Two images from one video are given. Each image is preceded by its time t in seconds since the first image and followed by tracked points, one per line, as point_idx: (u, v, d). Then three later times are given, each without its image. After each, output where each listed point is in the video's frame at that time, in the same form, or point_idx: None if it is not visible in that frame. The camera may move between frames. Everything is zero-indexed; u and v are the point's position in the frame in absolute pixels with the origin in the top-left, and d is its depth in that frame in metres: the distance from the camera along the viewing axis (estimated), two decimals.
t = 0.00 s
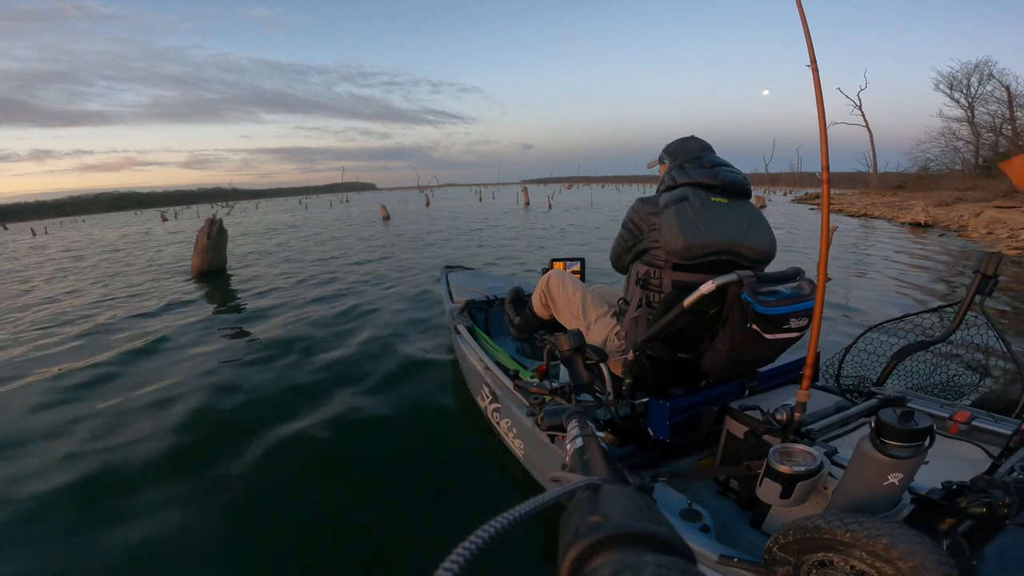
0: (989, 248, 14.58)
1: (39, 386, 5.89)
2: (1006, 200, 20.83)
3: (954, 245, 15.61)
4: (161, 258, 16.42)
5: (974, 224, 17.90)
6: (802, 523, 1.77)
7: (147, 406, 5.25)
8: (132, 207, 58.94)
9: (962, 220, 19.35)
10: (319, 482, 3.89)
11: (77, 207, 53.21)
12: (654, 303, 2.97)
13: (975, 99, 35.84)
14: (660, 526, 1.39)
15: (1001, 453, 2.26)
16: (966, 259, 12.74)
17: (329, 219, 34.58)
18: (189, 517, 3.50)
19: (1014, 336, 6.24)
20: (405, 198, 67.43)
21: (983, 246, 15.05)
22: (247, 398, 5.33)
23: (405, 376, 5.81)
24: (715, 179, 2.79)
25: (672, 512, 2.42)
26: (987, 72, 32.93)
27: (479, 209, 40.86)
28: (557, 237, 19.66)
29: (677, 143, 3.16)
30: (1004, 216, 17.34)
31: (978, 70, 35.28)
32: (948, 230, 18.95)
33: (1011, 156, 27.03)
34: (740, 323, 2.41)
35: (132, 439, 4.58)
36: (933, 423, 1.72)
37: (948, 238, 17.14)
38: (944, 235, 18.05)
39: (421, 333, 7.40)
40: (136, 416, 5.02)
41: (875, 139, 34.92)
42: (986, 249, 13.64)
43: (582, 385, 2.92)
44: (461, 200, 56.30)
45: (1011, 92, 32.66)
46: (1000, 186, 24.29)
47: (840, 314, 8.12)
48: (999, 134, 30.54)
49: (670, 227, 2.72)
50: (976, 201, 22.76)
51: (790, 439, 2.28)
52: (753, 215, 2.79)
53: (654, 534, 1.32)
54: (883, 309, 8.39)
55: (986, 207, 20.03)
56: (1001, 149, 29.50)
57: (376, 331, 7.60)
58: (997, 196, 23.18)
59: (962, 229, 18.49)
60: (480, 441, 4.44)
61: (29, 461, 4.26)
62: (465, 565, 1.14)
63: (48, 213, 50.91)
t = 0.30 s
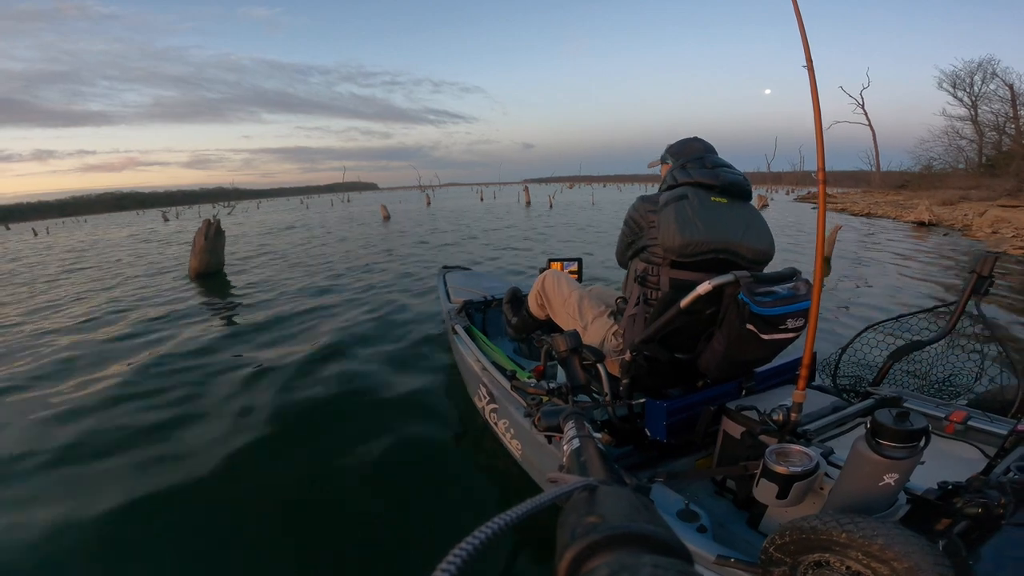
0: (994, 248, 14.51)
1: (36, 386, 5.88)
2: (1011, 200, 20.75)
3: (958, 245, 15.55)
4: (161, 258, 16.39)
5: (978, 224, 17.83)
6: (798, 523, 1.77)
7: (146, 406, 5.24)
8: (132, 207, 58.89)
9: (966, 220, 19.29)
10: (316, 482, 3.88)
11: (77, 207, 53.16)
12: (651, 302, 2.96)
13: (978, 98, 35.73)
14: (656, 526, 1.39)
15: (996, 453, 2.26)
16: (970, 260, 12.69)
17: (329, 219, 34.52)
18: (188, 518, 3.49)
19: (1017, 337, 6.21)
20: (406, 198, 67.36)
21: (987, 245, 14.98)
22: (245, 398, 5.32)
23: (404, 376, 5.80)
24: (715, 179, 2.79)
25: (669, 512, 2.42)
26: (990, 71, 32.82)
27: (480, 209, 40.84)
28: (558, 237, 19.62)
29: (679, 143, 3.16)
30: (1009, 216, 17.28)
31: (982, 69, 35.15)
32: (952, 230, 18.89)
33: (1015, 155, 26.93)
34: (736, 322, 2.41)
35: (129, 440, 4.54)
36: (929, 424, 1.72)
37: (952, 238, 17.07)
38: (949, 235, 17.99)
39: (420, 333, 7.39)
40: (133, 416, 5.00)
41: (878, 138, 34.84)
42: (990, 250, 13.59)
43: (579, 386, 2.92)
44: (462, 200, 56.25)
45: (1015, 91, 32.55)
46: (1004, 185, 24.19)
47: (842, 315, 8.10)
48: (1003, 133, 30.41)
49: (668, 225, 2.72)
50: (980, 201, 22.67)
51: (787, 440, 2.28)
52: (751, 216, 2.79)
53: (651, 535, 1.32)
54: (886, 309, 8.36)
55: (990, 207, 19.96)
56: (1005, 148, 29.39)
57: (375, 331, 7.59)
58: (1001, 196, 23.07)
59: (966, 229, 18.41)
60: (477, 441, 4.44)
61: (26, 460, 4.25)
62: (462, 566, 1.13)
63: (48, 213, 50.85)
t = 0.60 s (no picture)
0: (999, 248, 14.46)
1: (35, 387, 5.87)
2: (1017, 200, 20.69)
3: (964, 245, 15.51)
4: (162, 258, 16.40)
5: (985, 224, 17.79)
6: (795, 526, 1.77)
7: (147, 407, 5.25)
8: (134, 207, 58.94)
9: (972, 220, 19.27)
10: (315, 482, 3.89)
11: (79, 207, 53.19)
12: (649, 304, 2.96)
13: (983, 97, 35.69)
14: (653, 528, 1.39)
15: (991, 457, 2.26)
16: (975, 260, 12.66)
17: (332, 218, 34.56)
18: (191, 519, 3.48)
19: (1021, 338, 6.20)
20: (406, 198, 67.35)
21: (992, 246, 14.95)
22: (245, 399, 5.33)
23: (402, 378, 5.81)
24: (716, 182, 2.79)
25: (665, 515, 2.42)
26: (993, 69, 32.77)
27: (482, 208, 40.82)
28: (561, 237, 19.61)
29: (680, 147, 3.17)
30: (1014, 216, 17.25)
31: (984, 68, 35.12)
32: (957, 230, 18.86)
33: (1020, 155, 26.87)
34: (734, 326, 2.41)
35: (130, 442, 4.53)
36: (925, 426, 1.73)
37: (958, 238, 17.03)
38: (955, 235, 17.95)
39: (420, 334, 7.38)
40: (134, 417, 5.01)
41: (882, 137, 34.82)
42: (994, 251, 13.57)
43: (577, 388, 2.92)
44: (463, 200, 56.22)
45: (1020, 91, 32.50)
46: (1010, 185, 24.15)
47: (844, 316, 8.09)
48: (1006, 133, 30.40)
49: (668, 226, 2.72)
50: (986, 200, 22.64)
51: (784, 443, 2.28)
52: (751, 219, 2.79)
53: (648, 537, 1.32)
54: (888, 311, 8.36)
55: (995, 207, 19.92)
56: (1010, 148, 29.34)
57: (375, 333, 7.59)
58: (1003, 196, 23.07)
59: (972, 229, 18.38)
60: (476, 442, 4.46)
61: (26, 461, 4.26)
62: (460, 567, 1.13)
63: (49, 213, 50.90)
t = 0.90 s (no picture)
0: (1004, 249, 14.43)
1: (32, 392, 5.88)
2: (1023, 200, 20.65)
3: (969, 245, 15.48)
4: (162, 258, 16.39)
5: (991, 224, 17.75)
6: (785, 531, 1.78)
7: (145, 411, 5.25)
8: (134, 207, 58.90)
9: (977, 221, 19.24)
10: (313, 485, 3.91)
11: (82, 207, 53.33)
12: (643, 308, 2.96)
13: (987, 97, 35.68)
14: (646, 532, 1.39)
15: (981, 463, 2.27)
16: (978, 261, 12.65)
17: (333, 218, 34.57)
18: (194, 526, 3.47)
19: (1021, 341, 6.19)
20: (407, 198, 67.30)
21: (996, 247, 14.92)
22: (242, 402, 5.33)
23: (399, 380, 5.81)
24: (713, 188, 2.79)
25: (657, 519, 2.42)
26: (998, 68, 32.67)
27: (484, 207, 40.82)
28: (562, 237, 19.59)
29: (678, 151, 3.17)
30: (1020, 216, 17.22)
31: (988, 68, 35.02)
32: (962, 231, 18.83)
33: None
34: (728, 331, 2.41)
35: (129, 448, 4.52)
36: (915, 432, 1.73)
37: (963, 239, 17.00)
38: (960, 235, 17.92)
39: (418, 336, 7.37)
40: (131, 422, 5.02)
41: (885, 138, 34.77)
42: (998, 253, 13.55)
43: (571, 391, 2.92)
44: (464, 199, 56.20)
45: None
46: (1014, 185, 24.12)
47: (844, 317, 8.09)
48: (1010, 133, 30.37)
49: (664, 231, 2.72)
50: (991, 201, 22.63)
51: (776, 447, 2.29)
52: (747, 225, 2.79)
53: (641, 541, 1.32)
54: (889, 312, 8.36)
55: (1000, 207, 19.89)
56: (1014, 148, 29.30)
57: (372, 335, 7.58)
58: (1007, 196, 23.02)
59: (978, 229, 18.36)
60: (472, 443, 4.47)
61: (25, 467, 4.26)
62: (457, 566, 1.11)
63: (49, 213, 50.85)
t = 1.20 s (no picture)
0: (1009, 248, 14.39)
1: (35, 391, 5.89)
2: None
3: (975, 245, 15.43)
4: (165, 258, 16.42)
5: (997, 224, 17.69)
6: (786, 525, 1.77)
7: (146, 409, 5.26)
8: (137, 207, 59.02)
9: (983, 221, 19.18)
10: (312, 484, 3.91)
11: (87, 207, 53.60)
12: (641, 302, 2.97)
13: (992, 96, 35.55)
14: (647, 527, 1.39)
15: (981, 456, 2.26)
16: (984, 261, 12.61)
17: (336, 218, 34.59)
18: (192, 526, 3.47)
19: None
20: (409, 198, 67.32)
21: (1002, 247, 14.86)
22: (243, 400, 5.35)
23: (399, 379, 5.81)
24: (716, 182, 2.78)
25: (658, 514, 2.42)
26: (1004, 67, 32.56)
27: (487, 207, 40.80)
28: (564, 236, 19.59)
29: (685, 147, 3.17)
30: None
31: (994, 66, 34.81)
32: (968, 230, 18.76)
33: None
34: (726, 326, 2.41)
35: (130, 448, 4.52)
36: (915, 425, 1.73)
37: (969, 238, 16.95)
38: (966, 235, 17.86)
39: (419, 335, 7.38)
40: (132, 421, 5.02)
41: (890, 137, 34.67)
42: (1004, 253, 13.51)
43: (571, 387, 2.92)
44: (467, 199, 56.20)
45: None
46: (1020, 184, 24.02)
47: (847, 316, 8.07)
48: (1016, 132, 30.26)
49: (664, 224, 2.72)
50: (997, 200, 22.54)
51: (775, 441, 2.29)
52: (750, 222, 2.76)
53: (642, 536, 1.31)
54: (892, 311, 8.35)
55: (1007, 206, 19.82)
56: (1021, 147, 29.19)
57: (373, 333, 7.59)
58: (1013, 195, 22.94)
59: (984, 229, 18.30)
60: (471, 440, 4.48)
61: (27, 466, 4.27)
62: (456, 564, 1.10)
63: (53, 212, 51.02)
